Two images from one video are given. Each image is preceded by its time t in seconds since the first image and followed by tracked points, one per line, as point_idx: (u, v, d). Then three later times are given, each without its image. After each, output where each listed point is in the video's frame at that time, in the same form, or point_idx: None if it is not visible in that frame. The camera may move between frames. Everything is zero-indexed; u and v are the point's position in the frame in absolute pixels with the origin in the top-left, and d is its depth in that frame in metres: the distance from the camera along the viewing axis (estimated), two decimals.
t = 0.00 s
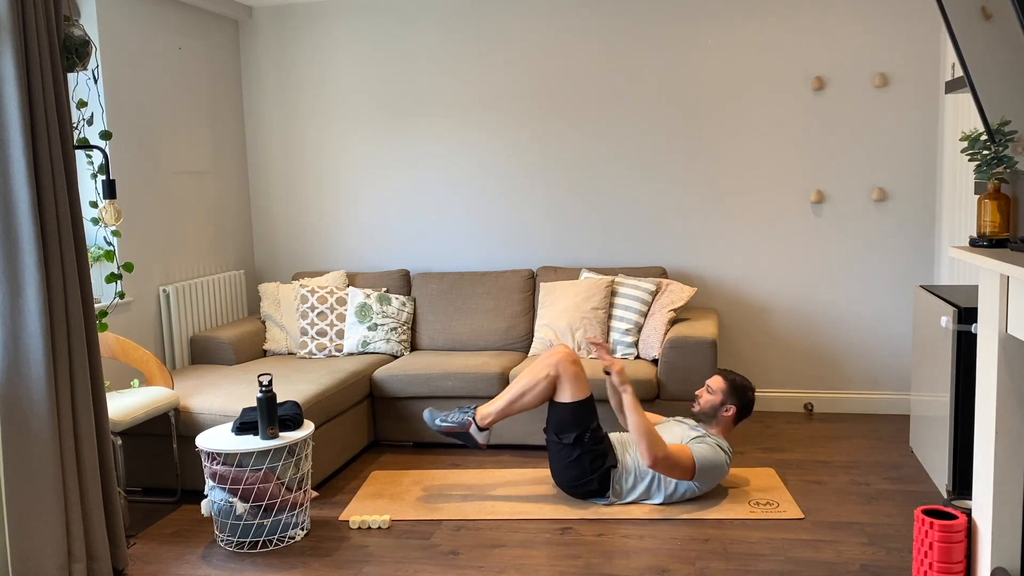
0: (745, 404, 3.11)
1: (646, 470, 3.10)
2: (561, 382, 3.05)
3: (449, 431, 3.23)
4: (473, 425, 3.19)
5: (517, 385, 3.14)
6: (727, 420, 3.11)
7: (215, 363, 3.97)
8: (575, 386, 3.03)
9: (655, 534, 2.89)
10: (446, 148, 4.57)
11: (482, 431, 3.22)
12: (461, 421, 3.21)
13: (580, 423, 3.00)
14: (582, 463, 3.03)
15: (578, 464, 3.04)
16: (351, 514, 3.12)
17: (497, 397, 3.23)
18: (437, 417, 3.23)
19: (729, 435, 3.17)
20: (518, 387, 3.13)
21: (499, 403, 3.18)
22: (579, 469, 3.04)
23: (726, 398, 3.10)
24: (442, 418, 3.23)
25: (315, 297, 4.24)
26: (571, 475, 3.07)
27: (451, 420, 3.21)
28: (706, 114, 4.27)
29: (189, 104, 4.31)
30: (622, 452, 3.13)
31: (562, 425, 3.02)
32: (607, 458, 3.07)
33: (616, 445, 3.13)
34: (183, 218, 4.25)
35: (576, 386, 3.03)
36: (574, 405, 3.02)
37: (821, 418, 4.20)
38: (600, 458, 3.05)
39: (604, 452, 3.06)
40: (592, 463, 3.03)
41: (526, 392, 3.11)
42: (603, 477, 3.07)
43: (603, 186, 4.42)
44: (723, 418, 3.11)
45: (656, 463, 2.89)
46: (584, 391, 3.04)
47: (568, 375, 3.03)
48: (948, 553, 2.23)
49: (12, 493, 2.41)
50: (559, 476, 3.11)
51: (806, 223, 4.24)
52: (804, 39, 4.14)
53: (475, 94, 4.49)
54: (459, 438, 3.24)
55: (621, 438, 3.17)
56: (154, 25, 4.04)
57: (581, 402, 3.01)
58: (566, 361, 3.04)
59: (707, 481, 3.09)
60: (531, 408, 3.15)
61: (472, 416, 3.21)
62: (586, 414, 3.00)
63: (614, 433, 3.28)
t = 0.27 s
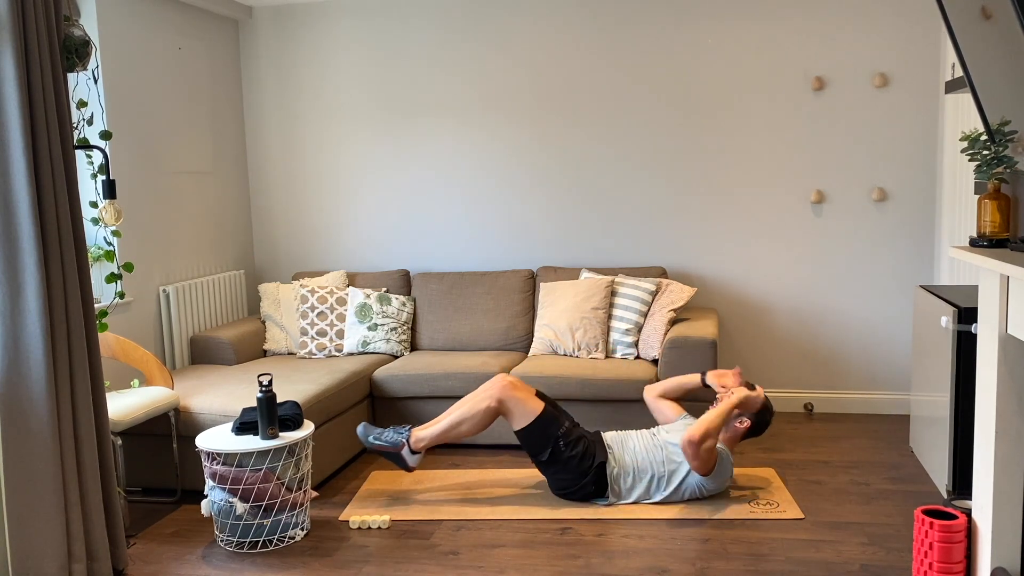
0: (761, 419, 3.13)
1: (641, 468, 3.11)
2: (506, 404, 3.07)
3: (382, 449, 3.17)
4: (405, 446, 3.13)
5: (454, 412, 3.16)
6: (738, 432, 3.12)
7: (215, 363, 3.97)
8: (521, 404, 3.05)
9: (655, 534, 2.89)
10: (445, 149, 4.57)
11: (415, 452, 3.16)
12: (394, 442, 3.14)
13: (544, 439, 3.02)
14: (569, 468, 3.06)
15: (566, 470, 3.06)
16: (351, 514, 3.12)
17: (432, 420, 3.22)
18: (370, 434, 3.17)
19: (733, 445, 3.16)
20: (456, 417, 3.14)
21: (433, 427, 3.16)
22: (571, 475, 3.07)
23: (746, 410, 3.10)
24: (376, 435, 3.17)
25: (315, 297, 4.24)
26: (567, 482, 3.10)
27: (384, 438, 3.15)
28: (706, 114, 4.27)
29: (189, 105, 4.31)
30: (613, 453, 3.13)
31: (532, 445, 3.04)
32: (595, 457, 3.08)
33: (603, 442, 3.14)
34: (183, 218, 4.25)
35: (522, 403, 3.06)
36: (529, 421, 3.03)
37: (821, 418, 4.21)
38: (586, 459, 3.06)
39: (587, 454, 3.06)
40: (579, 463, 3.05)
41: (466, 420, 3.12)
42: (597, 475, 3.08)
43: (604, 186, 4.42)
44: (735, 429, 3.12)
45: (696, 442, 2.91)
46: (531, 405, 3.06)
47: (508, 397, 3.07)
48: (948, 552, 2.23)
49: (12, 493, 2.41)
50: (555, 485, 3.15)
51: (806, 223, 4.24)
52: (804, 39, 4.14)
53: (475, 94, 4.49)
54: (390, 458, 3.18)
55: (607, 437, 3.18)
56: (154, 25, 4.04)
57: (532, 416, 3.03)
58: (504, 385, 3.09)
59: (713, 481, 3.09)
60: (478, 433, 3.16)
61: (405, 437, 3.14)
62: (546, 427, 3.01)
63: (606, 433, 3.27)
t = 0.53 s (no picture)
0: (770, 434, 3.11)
1: (638, 468, 3.12)
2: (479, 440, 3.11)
3: (339, 450, 3.14)
4: (361, 456, 3.12)
5: (421, 443, 3.14)
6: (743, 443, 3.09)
7: (214, 363, 3.97)
8: (497, 438, 3.11)
9: (655, 534, 2.89)
10: (445, 149, 4.57)
11: (370, 465, 3.16)
12: (355, 447, 3.12)
13: (523, 461, 3.09)
14: (559, 474, 3.08)
15: (559, 478, 3.09)
16: (351, 514, 3.12)
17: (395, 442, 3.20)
18: (332, 432, 3.15)
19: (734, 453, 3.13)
20: (416, 449, 3.11)
21: (397, 449, 3.13)
22: (564, 481, 3.09)
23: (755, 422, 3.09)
24: (337, 435, 3.15)
25: (315, 297, 4.24)
26: (563, 489, 3.11)
27: (345, 440, 3.13)
28: (706, 114, 4.27)
29: (189, 105, 4.30)
30: (607, 456, 3.16)
31: (517, 470, 3.11)
32: (584, 459, 3.10)
33: (594, 444, 3.16)
34: (183, 218, 4.25)
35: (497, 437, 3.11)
36: (509, 451, 3.09)
37: (821, 418, 4.20)
38: (574, 463, 3.09)
39: (574, 459, 3.09)
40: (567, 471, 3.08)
41: (434, 453, 3.12)
42: (591, 476, 3.09)
43: (604, 186, 4.42)
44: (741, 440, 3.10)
45: (747, 436, 2.92)
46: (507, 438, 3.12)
47: (480, 434, 3.11)
48: (948, 553, 2.23)
49: (12, 493, 2.41)
50: (553, 493, 3.16)
51: (806, 223, 4.24)
52: (804, 39, 4.14)
53: (475, 94, 4.49)
54: (346, 462, 3.15)
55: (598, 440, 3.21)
56: (154, 25, 4.03)
57: (510, 446, 3.09)
58: (477, 426, 3.15)
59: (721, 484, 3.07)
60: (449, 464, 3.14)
61: (366, 447, 3.13)
62: (522, 450, 3.08)
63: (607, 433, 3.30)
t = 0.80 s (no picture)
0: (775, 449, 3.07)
1: (639, 469, 3.13)
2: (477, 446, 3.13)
3: (337, 457, 3.13)
4: (361, 462, 3.13)
5: (419, 451, 3.16)
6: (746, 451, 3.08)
7: (214, 363, 3.97)
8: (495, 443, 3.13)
9: (655, 534, 2.89)
10: (445, 149, 4.57)
11: (369, 470, 3.18)
12: (353, 454, 3.12)
13: (519, 468, 3.10)
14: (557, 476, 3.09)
15: (557, 480, 3.10)
16: (351, 514, 3.12)
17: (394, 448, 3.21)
18: (329, 438, 3.13)
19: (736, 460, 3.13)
20: (417, 457, 3.14)
21: (397, 455, 3.14)
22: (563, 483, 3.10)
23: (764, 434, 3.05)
24: (334, 442, 3.13)
25: (315, 297, 4.24)
26: (562, 491, 3.12)
27: (342, 446, 3.12)
28: (705, 114, 4.27)
29: (189, 104, 4.30)
30: (608, 456, 3.15)
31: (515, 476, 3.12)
32: (582, 460, 3.10)
33: (594, 445, 3.15)
34: (183, 218, 4.25)
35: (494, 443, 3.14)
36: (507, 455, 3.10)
37: (821, 418, 4.21)
38: (571, 464, 3.09)
39: (571, 461, 3.10)
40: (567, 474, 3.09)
41: (432, 461, 3.13)
42: (589, 476, 3.09)
43: (604, 186, 4.42)
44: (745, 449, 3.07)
45: (766, 445, 2.91)
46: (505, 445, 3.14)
47: (477, 441, 3.14)
48: (948, 553, 2.23)
49: (12, 493, 2.41)
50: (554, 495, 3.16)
51: (806, 223, 4.24)
52: (804, 39, 4.14)
53: (474, 94, 4.49)
54: (343, 466, 3.15)
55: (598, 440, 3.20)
56: (154, 25, 4.03)
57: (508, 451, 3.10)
58: (474, 434, 3.18)
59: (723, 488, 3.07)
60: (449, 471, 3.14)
61: (364, 453, 3.15)
62: (517, 457, 3.10)
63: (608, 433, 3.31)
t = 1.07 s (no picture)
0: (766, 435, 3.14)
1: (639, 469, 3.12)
2: (506, 403, 3.08)
3: (384, 457, 3.12)
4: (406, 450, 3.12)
5: (456, 411, 3.15)
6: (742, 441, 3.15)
7: (215, 364, 3.97)
8: (522, 402, 3.07)
9: (655, 534, 2.89)
10: (445, 149, 4.57)
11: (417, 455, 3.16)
12: (398, 446, 3.11)
13: (538, 437, 3.03)
14: (565, 466, 3.06)
15: (563, 469, 3.06)
16: (351, 514, 3.12)
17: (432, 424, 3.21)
18: (370, 442, 3.12)
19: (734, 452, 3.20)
20: (454, 417, 3.13)
21: (437, 426, 3.14)
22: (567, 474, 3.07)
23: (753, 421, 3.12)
24: (376, 442, 3.12)
25: (315, 297, 4.24)
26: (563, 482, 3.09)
27: (386, 445, 3.11)
28: (705, 114, 4.27)
29: (189, 105, 4.31)
30: (608, 455, 3.14)
31: (526, 443, 3.06)
32: (591, 456, 3.08)
33: (598, 443, 3.14)
34: (183, 218, 4.25)
35: (521, 401, 3.07)
36: (530, 417, 3.05)
37: (821, 418, 4.21)
38: (581, 458, 3.06)
39: (582, 452, 3.07)
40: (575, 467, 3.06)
41: (468, 419, 3.12)
42: (593, 475, 3.09)
43: (604, 186, 4.42)
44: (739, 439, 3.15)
45: (709, 450, 2.93)
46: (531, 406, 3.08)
47: (507, 393, 3.08)
48: (948, 553, 2.23)
49: (12, 493, 2.41)
50: (551, 485, 3.14)
51: (806, 223, 4.24)
52: (804, 39, 4.14)
53: (474, 94, 4.49)
54: (394, 462, 3.15)
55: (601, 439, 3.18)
56: (154, 25, 4.03)
57: (531, 414, 3.05)
58: (503, 381, 3.10)
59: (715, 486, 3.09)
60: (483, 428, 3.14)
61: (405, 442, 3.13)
62: (540, 425, 3.03)
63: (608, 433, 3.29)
